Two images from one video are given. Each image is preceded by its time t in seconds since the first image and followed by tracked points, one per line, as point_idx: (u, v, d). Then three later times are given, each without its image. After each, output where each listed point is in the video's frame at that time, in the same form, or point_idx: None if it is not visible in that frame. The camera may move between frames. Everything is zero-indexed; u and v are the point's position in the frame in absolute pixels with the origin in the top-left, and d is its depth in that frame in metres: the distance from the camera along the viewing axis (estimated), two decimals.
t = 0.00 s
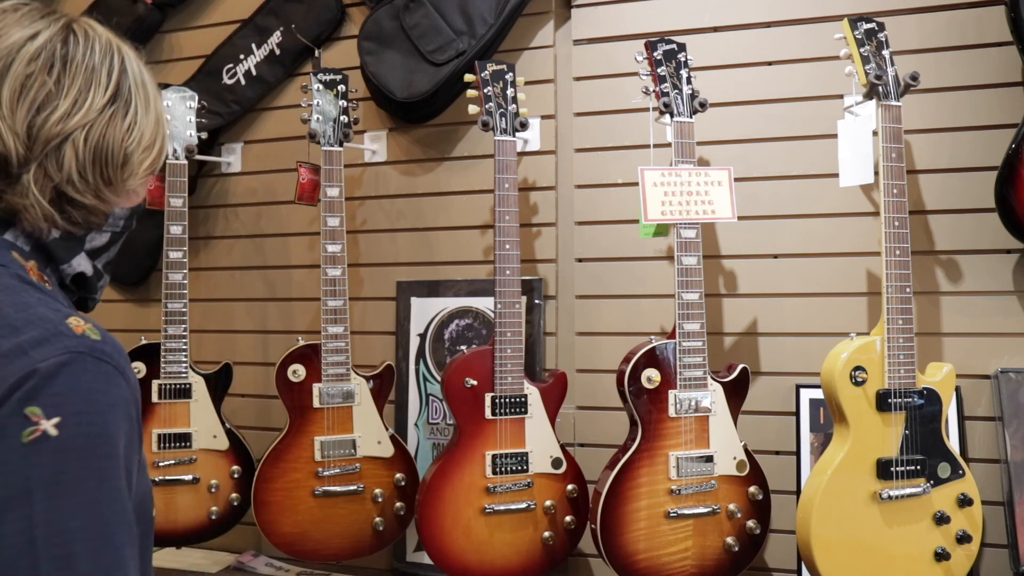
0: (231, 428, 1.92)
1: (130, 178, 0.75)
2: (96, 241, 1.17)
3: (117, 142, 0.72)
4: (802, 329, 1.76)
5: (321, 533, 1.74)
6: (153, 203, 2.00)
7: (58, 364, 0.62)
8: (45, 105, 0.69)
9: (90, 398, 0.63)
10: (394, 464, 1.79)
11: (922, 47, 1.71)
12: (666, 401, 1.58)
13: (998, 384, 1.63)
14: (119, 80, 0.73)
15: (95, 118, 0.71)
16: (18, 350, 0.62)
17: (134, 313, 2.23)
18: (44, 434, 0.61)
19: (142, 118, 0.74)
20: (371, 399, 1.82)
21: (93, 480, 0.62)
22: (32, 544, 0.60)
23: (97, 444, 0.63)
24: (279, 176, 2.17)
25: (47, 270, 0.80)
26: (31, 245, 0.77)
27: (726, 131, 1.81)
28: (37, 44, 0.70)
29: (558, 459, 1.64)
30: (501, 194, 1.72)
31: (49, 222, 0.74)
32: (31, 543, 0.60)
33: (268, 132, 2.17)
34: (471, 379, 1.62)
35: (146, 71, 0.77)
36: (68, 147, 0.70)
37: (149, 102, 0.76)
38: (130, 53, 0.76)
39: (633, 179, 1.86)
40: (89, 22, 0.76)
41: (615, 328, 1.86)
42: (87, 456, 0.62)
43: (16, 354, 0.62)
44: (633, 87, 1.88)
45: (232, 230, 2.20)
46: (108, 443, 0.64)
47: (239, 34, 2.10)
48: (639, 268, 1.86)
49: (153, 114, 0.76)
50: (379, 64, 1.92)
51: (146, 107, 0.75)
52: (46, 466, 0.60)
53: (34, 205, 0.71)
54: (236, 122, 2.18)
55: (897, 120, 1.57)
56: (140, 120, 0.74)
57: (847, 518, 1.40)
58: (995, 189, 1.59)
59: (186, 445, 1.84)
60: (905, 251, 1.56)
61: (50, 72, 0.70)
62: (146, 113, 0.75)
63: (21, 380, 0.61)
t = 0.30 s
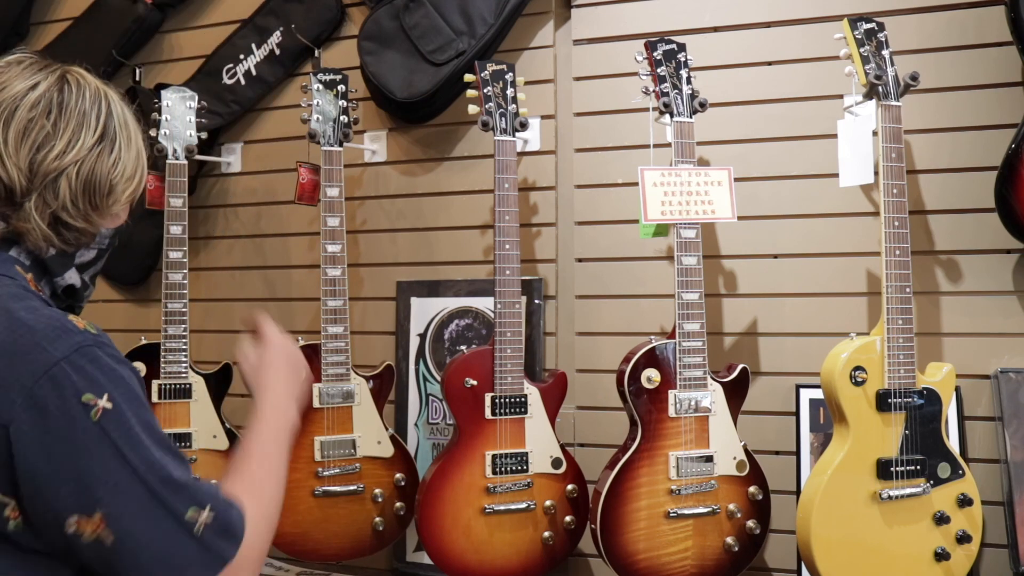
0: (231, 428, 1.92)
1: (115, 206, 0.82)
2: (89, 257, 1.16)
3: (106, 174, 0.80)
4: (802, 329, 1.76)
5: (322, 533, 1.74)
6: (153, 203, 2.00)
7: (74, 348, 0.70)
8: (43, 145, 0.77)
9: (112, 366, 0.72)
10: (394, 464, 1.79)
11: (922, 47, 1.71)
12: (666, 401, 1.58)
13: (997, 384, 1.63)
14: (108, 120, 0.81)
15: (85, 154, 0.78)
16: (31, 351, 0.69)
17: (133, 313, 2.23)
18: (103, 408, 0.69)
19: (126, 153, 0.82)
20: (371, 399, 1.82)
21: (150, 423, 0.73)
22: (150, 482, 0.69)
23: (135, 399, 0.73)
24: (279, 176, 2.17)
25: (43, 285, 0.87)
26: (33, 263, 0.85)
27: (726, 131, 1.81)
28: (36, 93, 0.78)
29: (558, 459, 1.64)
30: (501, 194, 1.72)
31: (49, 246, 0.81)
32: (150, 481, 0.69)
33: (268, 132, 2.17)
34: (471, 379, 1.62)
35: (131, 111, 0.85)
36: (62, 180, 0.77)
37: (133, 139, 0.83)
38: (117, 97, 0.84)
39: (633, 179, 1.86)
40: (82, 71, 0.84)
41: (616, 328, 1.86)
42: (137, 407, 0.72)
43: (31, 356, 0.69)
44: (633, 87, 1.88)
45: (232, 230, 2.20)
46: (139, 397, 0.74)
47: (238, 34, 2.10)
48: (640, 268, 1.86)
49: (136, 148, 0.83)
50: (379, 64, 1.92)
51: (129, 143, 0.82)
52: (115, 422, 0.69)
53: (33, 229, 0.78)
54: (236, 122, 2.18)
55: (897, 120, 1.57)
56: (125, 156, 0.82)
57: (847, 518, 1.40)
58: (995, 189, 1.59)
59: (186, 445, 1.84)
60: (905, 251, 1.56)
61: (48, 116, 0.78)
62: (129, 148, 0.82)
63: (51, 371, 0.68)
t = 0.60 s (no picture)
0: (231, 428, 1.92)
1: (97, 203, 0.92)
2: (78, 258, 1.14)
3: (89, 174, 0.90)
4: (802, 329, 1.76)
5: (323, 530, 1.74)
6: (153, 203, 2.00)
7: (60, 300, 0.81)
8: (31, 146, 0.88)
9: (99, 308, 0.83)
10: (394, 464, 1.79)
11: (922, 47, 1.71)
12: (666, 401, 1.58)
13: (997, 384, 1.63)
14: (94, 125, 0.92)
15: (70, 155, 0.89)
16: (21, 311, 0.79)
17: (133, 313, 2.23)
18: (103, 341, 0.80)
19: (109, 155, 0.92)
20: (371, 399, 1.82)
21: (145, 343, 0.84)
22: (168, 389, 0.81)
23: (128, 329, 0.83)
24: (279, 176, 2.17)
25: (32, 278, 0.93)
26: (23, 258, 0.92)
27: (726, 131, 1.81)
28: (26, 101, 0.90)
29: (557, 459, 1.64)
30: (501, 194, 1.72)
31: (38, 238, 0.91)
32: (166, 386, 0.81)
33: (268, 132, 2.17)
34: (471, 379, 1.62)
35: (118, 119, 0.96)
36: (48, 179, 0.88)
37: (117, 141, 0.94)
38: (104, 105, 0.95)
39: (633, 179, 1.86)
40: (76, 81, 0.96)
41: (616, 328, 1.86)
42: (131, 334, 0.83)
43: (23, 315, 0.79)
44: (633, 87, 1.88)
45: (232, 230, 2.19)
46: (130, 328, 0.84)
47: (238, 34, 2.10)
48: (640, 268, 1.86)
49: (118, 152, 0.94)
50: (379, 64, 1.92)
51: (112, 145, 0.93)
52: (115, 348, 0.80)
53: (20, 224, 0.88)
54: (235, 122, 2.18)
55: (897, 120, 1.57)
56: (107, 157, 0.92)
57: (846, 518, 1.40)
58: (995, 189, 1.59)
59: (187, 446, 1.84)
60: (905, 251, 1.56)
61: (37, 122, 0.89)
62: (111, 151, 0.93)
63: (46, 321, 0.79)
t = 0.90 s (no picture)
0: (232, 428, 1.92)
1: (90, 195, 0.91)
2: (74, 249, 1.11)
3: (74, 166, 0.89)
4: (802, 329, 1.76)
5: (323, 530, 1.74)
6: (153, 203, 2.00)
7: (78, 306, 0.82)
8: (11, 146, 0.87)
9: (114, 317, 0.84)
10: (394, 464, 1.79)
11: (922, 47, 1.71)
12: (666, 401, 1.58)
13: (998, 384, 1.63)
14: (71, 117, 0.90)
15: (50, 150, 0.88)
16: (40, 313, 0.80)
17: (133, 313, 2.23)
18: (116, 350, 0.81)
19: (94, 145, 0.91)
20: (371, 399, 1.82)
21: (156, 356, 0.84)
22: (174, 404, 0.81)
23: (140, 340, 0.84)
24: (279, 176, 2.17)
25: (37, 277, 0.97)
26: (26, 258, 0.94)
27: (726, 131, 1.81)
28: (2, 101, 0.88)
29: (558, 459, 1.64)
30: (501, 194, 1.72)
31: (38, 236, 0.91)
32: (172, 399, 0.81)
33: (268, 132, 2.17)
34: (471, 379, 1.62)
35: (96, 108, 0.93)
36: (31, 176, 0.87)
37: (100, 130, 0.92)
38: (82, 95, 0.93)
39: (633, 179, 1.86)
40: (52, 76, 0.95)
41: (615, 328, 1.86)
42: (143, 345, 0.83)
43: (39, 318, 0.80)
44: (633, 87, 1.88)
45: (232, 230, 2.19)
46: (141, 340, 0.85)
47: (238, 34, 2.10)
48: (640, 268, 1.86)
49: (100, 140, 0.92)
50: (379, 64, 1.92)
51: (96, 135, 0.91)
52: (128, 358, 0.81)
53: (12, 225, 0.88)
54: (236, 122, 2.18)
55: (897, 120, 1.57)
56: (91, 147, 0.91)
57: (846, 518, 1.40)
58: (994, 189, 1.59)
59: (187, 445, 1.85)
60: (905, 251, 1.56)
61: (13, 121, 0.88)
62: (93, 141, 0.91)
63: (63, 325, 0.80)
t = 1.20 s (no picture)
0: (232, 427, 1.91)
1: (67, 187, 0.99)
2: (64, 244, 1.12)
3: (47, 161, 0.97)
4: (802, 329, 1.76)
5: (322, 529, 1.74)
6: (153, 203, 2.01)
7: (123, 296, 0.96)
8: None
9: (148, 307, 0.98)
10: (394, 464, 1.79)
11: (922, 47, 1.71)
12: (666, 401, 1.58)
13: (998, 384, 1.63)
14: (36, 117, 0.98)
15: (21, 148, 0.95)
16: (92, 300, 0.93)
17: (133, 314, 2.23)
18: (161, 333, 0.95)
19: (63, 139, 0.99)
20: (371, 399, 1.82)
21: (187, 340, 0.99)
22: (202, 377, 0.96)
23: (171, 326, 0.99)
24: (279, 176, 2.17)
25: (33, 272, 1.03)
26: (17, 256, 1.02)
27: (726, 131, 1.81)
28: None
29: (558, 459, 1.64)
30: (501, 194, 1.72)
31: (22, 232, 0.99)
32: (207, 371, 0.96)
33: (268, 133, 2.17)
34: (471, 379, 1.62)
35: (58, 107, 1.01)
36: (7, 174, 0.94)
37: (66, 126, 1.00)
38: (43, 95, 1.01)
39: (633, 179, 1.86)
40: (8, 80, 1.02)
41: (616, 328, 1.86)
42: (174, 329, 0.98)
43: (91, 304, 0.93)
44: (633, 87, 1.88)
45: (232, 230, 2.19)
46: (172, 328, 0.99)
47: (238, 34, 2.10)
48: (640, 268, 1.86)
49: (66, 135, 0.99)
50: (379, 64, 1.92)
51: (63, 130, 1.00)
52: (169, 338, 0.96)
53: None
54: (236, 122, 2.18)
55: (897, 120, 1.57)
56: (61, 141, 0.99)
57: (846, 518, 1.40)
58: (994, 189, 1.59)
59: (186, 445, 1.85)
60: (905, 251, 1.56)
61: None
62: (59, 137, 0.99)
63: (113, 310, 0.93)
